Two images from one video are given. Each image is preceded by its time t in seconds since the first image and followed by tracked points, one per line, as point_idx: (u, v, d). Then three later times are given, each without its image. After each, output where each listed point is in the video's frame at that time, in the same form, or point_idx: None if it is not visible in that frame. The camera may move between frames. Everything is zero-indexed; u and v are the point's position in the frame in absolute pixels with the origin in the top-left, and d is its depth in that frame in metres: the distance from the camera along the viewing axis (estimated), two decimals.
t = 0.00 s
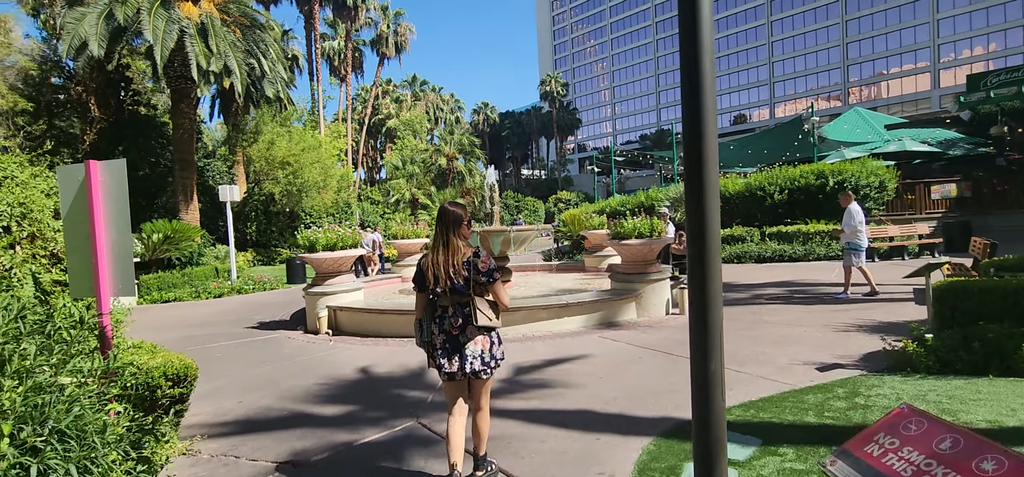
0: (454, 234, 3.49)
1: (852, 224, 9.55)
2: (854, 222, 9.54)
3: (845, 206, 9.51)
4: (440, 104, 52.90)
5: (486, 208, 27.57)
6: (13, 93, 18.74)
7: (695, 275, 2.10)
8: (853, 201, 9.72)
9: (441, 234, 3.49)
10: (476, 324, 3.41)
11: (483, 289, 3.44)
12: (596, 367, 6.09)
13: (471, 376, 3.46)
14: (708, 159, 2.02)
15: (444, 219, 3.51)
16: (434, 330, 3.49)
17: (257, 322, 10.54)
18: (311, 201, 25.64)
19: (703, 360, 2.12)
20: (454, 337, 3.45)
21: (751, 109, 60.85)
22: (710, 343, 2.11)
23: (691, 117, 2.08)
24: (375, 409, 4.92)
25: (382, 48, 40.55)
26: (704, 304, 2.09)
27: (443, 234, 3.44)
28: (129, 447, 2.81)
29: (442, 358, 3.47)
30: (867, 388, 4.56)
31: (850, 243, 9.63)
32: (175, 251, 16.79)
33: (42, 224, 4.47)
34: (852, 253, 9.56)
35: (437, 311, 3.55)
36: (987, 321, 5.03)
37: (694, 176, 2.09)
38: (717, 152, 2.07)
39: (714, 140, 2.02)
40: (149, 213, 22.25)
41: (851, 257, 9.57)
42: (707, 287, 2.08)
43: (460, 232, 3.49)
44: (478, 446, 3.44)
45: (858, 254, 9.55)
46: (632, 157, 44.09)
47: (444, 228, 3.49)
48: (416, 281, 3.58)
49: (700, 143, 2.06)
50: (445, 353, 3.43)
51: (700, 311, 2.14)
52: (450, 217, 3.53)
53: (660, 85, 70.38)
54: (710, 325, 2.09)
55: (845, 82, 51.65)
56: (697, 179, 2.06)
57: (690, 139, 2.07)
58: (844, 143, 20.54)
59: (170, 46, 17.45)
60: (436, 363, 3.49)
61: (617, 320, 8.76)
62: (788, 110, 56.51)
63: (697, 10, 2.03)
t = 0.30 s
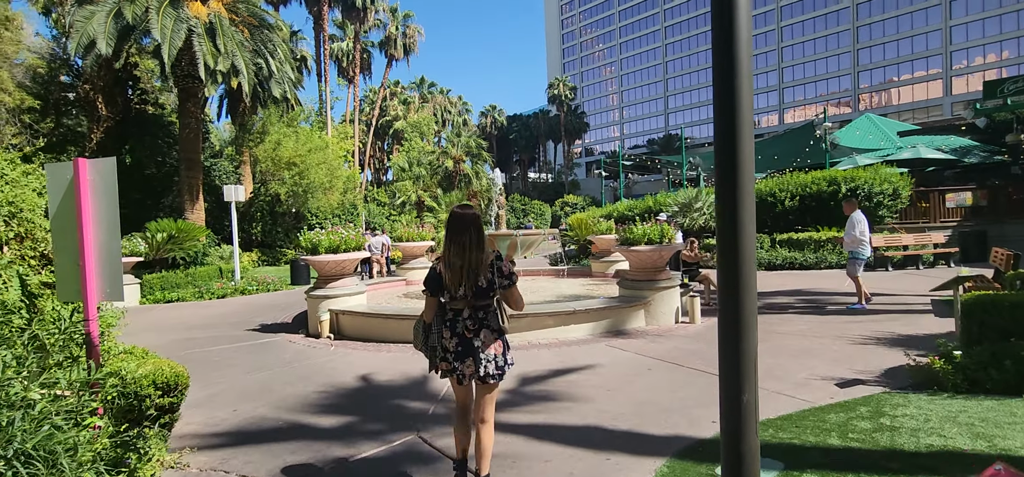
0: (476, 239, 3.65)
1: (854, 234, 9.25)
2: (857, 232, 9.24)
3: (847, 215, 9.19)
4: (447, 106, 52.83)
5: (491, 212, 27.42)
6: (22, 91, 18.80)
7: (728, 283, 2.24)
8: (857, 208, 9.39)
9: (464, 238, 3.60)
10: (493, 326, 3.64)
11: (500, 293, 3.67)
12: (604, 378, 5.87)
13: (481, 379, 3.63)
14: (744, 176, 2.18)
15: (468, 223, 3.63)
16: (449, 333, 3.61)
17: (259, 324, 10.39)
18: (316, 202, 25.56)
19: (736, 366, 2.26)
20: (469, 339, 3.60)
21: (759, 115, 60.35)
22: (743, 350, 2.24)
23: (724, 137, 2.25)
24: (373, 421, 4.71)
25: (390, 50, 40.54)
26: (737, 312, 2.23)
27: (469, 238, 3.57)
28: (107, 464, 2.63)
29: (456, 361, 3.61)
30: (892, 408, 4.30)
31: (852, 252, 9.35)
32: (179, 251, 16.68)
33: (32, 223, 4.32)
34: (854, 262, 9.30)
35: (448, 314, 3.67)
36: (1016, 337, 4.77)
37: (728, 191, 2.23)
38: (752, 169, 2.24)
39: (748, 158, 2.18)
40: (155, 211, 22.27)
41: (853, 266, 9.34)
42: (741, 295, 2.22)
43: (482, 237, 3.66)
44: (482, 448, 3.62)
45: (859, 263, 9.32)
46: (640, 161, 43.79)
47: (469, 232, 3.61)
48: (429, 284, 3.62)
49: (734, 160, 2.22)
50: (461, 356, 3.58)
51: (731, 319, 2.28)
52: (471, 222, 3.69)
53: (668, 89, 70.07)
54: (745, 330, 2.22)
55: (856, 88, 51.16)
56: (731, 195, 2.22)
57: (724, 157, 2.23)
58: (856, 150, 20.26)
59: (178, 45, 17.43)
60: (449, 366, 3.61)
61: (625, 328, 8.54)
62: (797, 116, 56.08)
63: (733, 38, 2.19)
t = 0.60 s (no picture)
0: (488, 258, 3.63)
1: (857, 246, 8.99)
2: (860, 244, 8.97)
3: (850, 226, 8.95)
4: (453, 111, 52.80)
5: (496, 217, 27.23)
6: (31, 94, 18.87)
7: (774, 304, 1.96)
8: (862, 219, 9.12)
9: (475, 258, 3.59)
10: (502, 345, 3.61)
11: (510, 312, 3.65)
12: (613, 395, 5.64)
13: (488, 398, 3.60)
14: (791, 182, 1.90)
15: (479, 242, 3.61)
16: (456, 352, 3.58)
17: (260, 331, 10.23)
18: (321, 206, 25.47)
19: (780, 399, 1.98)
20: (477, 358, 3.58)
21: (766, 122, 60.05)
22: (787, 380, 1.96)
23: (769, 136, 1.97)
24: (372, 440, 4.50)
25: (397, 55, 40.54)
26: (782, 338, 1.95)
27: (481, 258, 3.55)
28: None
29: (463, 381, 3.58)
30: (921, 434, 4.06)
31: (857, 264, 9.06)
32: (182, 255, 16.58)
33: (22, 230, 4.17)
34: (858, 274, 9.03)
35: (457, 332, 3.64)
36: None
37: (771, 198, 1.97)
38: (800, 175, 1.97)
39: (798, 160, 1.90)
40: (159, 215, 22.21)
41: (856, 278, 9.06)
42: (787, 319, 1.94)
43: (493, 257, 3.64)
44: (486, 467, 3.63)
45: (862, 275, 9.04)
46: (646, 168, 43.59)
47: (481, 251, 3.59)
48: (437, 303, 3.58)
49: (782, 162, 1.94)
50: (468, 374, 3.55)
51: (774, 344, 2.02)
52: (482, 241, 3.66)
53: (674, 96, 69.91)
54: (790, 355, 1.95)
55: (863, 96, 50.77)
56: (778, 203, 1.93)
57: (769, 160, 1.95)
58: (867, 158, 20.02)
59: (184, 48, 17.43)
60: (457, 385, 3.58)
61: (634, 340, 8.32)
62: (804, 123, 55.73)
63: (781, 24, 1.92)
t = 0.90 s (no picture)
0: (484, 268, 3.81)
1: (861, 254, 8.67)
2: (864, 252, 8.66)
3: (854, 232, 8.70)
4: (457, 116, 52.71)
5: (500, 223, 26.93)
6: (34, 96, 18.82)
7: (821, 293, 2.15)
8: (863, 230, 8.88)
9: (473, 267, 3.77)
10: (494, 351, 3.75)
11: (503, 320, 3.80)
12: (619, 409, 5.43)
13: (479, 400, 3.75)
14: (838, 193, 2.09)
15: (477, 253, 3.82)
16: (451, 355, 3.72)
17: (258, 337, 10.05)
18: (323, 210, 25.29)
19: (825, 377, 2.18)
20: (470, 362, 3.71)
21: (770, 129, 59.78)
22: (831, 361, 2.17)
23: (815, 137, 2.17)
24: (368, 457, 4.31)
25: (401, 59, 40.47)
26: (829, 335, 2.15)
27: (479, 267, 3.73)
28: None
29: (457, 383, 3.71)
30: (947, 457, 3.83)
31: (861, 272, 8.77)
32: (181, 258, 16.43)
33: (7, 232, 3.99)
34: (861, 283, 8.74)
35: (452, 336, 3.77)
36: None
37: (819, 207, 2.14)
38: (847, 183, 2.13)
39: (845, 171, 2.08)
40: (161, 218, 21.93)
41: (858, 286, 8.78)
42: (833, 306, 2.14)
43: (489, 268, 3.82)
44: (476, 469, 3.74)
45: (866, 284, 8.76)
46: (651, 174, 43.37)
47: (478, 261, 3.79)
48: (435, 307, 3.70)
49: (828, 163, 2.12)
50: (461, 377, 3.69)
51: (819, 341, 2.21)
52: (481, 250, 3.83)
53: (678, 102, 69.75)
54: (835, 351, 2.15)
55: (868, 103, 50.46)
56: (825, 196, 2.11)
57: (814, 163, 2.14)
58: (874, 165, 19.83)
59: (187, 51, 17.27)
60: (449, 386, 3.71)
61: (640, 350, 8.10)
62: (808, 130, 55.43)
63: (830, 35, 2.10)
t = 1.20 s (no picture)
0: (481, 275, 3.64)
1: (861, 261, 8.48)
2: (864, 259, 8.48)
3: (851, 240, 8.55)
4: (459, 121, 52.67)
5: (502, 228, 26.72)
6: (36, 100, 18.79)
7: (878, 327, 1.61)
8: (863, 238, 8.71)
9: (469, 274, 3.60)
10: (497, 359, 3.59)
11: (503, 328, 3.66)
12: (626, 424, 5.21)
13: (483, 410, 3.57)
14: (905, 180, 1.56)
15: (473, 259, 3.65)
16: (453, 366, 3.51)
17: (255, 344, 9.85)
18: (325, 215, 25.21)
19: (885, 454, 1.62)
20: (473, 372, 3.52)
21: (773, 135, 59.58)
22: (894, 434, 1.61)
23: (868, 110, 1.64)
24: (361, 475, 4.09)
25: (405, 64, 40.52)
26: (886, 375, 1.61)
27: (476, 275, 3.57)
28: None
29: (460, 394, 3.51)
30: None
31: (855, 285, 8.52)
32: (180, 263, 16.26)
33: None
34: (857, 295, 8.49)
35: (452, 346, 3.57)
36: None
37: (876, 201, 1.61)
38: (914, 171, 1.60)
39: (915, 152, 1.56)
40: (161, 222, 21.52)
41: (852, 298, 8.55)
42: (898, 358, 1.59)
43: (486, 274, 3.66)
44: None
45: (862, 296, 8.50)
46: (654, 180, 43.24)
47: (474, 268, 3.61)
48: (434, 316, 3.50)
49: (890, 166, 1.59)
50: (463, 387, 3.50)
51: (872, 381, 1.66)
52: (478, 257, 3.68)
53: (680, 108, 69.65)
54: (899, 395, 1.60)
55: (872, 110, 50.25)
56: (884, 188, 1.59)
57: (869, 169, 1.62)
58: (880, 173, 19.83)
59: (188, 54, 17.12)
60: (452, 397, 3.50)
61: (645, 360, 7.89)
62: (812, 137, 55.24)
63: None
